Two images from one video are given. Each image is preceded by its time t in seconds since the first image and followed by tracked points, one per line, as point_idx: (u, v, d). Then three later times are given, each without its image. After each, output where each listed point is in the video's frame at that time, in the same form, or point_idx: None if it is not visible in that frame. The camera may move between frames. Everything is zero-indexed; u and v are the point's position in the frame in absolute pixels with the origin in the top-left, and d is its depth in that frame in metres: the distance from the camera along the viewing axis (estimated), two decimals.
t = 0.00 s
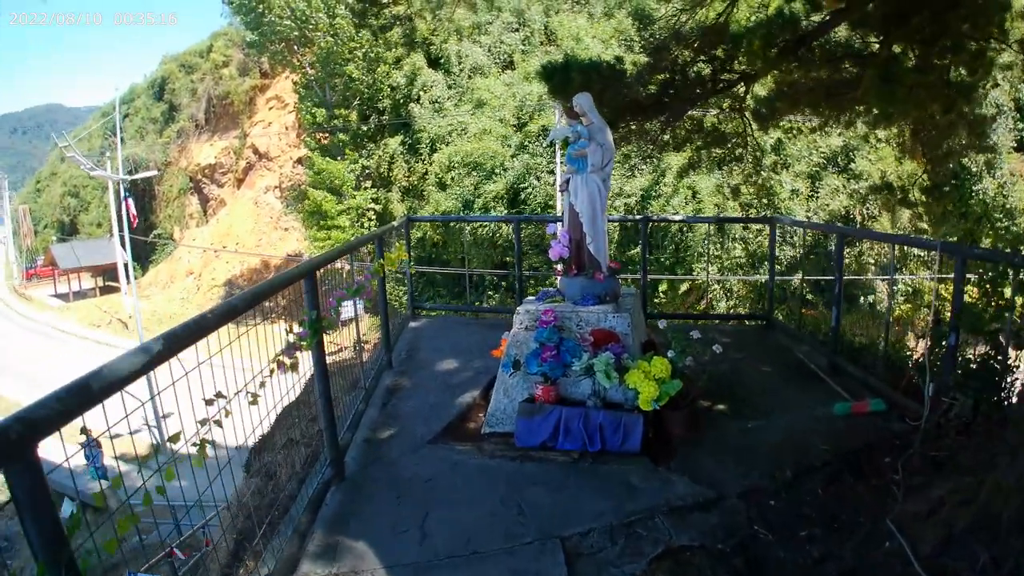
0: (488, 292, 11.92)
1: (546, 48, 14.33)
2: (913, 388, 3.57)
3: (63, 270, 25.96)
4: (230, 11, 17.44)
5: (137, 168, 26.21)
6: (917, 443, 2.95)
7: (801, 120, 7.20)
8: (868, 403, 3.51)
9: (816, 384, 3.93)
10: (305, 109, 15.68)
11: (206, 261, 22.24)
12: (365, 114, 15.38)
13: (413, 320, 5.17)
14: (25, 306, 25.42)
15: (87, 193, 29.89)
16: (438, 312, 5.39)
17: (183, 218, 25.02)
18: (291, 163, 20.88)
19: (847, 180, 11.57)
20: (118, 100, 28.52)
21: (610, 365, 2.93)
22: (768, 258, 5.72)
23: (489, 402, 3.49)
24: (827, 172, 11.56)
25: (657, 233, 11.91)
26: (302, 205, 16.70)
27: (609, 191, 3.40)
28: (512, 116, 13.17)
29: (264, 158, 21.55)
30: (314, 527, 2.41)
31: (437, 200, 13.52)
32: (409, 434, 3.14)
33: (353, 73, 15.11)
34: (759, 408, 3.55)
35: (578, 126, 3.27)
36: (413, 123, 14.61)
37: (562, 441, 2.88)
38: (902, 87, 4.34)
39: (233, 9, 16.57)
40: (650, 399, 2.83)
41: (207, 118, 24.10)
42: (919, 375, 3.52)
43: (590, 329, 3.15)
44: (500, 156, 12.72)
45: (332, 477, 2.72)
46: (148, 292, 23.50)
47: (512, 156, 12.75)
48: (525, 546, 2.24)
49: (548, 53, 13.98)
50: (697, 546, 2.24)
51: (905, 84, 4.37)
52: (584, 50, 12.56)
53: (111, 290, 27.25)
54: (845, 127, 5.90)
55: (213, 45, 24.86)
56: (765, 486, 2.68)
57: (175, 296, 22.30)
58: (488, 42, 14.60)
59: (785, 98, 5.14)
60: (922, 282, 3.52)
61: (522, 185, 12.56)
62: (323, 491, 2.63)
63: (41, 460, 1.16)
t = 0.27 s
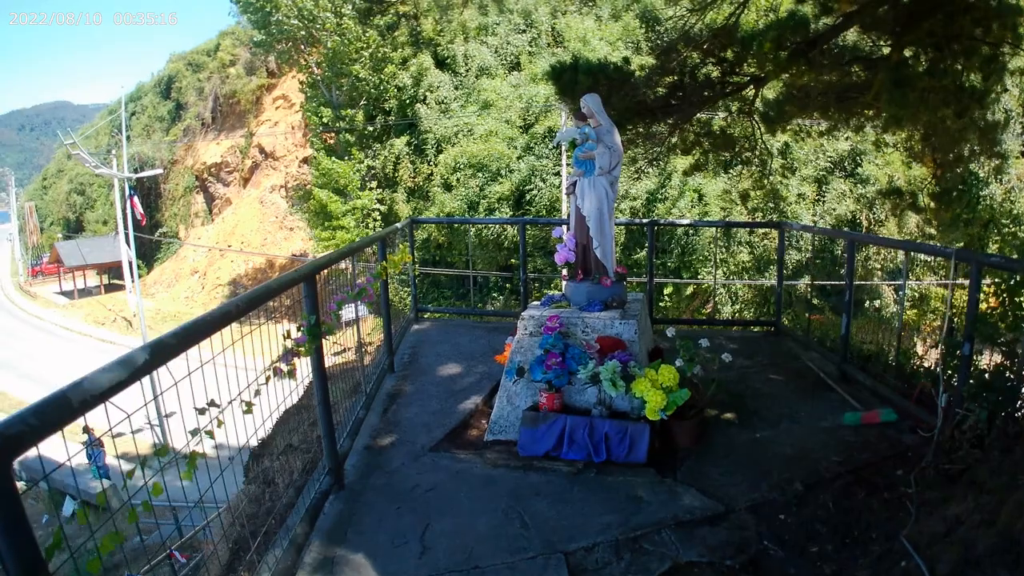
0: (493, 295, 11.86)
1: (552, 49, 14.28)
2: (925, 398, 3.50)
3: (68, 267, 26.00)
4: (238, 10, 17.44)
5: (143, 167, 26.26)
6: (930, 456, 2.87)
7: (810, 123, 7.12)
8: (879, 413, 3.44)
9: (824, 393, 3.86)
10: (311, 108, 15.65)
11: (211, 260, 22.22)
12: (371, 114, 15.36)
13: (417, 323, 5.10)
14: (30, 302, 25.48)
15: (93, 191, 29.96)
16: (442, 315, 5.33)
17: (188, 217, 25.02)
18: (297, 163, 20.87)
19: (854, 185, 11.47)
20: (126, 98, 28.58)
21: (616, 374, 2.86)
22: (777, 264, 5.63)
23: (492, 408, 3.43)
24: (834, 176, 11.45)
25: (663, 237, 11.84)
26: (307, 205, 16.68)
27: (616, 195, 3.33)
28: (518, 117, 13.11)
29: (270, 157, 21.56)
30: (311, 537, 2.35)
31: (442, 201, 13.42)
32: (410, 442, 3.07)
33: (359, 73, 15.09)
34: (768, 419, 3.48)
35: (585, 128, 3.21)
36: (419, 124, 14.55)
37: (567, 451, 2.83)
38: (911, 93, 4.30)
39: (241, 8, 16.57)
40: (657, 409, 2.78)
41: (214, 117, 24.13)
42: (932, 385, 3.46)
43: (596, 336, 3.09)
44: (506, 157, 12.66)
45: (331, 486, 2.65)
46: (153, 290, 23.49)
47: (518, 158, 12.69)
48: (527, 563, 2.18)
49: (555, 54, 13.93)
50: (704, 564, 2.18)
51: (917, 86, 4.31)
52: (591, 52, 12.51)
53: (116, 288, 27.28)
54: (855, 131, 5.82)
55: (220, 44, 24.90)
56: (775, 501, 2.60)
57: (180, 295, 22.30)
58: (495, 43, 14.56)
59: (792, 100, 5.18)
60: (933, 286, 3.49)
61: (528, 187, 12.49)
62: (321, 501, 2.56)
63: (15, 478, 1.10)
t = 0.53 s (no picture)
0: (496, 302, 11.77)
1: (553, 56, 14.25)
2: (939, 403, 3.40)
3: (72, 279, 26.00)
4: (238, 21, 17.48)
5: (146, 179, 26.31)
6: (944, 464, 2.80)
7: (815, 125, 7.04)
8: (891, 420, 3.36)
9: (832, 400, 3.78)
10: (313, 118, 15.65)
11: (214, 271, 22.22)
12: (372, 123, 15.36)
13: (419, 333, 5.03)
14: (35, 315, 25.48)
15: (97, 204, 30.03)
16: (445, 326, 5.24)
17: (191, 228, 25.04)
18: (300, 173, 20.88)
19: (857, 187, 11.37)
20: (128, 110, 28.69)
21: (622, 387, 2.81)
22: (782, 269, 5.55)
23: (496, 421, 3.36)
24: (837, 178, 11.36)
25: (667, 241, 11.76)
26: (310, 215, 16.65)
27: (620, 202, 3.28)
28: (520, 124, 13.07)
29: (273, 168, 21.57)
30: (310, 559, 2.28)
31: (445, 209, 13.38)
32: (412, 457, 3.01)
33: (360, 82, 15.10)
34: (777, 428, 3.41)
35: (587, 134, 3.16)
36: (420, 132, 14.53)
37: (573, 466, 2.79)
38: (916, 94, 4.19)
39: (241, 19, 16.60)
40: (665, 422, 2.72)
41: (217, 129, 24.19)
42: (945, 390, 3.36)
43: (602, 347, 3.03)
44: (508, 164, 12.62)
45: (331, 504, 2.59)
46: (157, 302, 23.47)
47: (520, 165, 12.65)
48: None
49: (556, 61, 13.90)
50: None
51: (922, 87, 4.23)
52: (592, 57, 12.49)
53: (120, 300, 27.28)
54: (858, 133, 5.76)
55: (221, 56, 24.98)
56: (788, 516, 2.53)
57: (184, 306, 22.26)
58: (496, 50, 14.55)
59: (797, 103, 5.13)
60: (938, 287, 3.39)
61: (530, 194, 12.44)
62: (321, 522, 2.49)
63: None
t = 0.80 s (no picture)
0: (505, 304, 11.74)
1: (559, 56, 14.19)
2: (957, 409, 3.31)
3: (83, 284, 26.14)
4: (243, 26, 17.51)
5: (154, 183, 26.42)
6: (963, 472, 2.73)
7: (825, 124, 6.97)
8: (908, 427, 3.28)
9: (847, 404, 3.71)
10: (320, 121, 15.65)
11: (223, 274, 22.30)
12: (379, 126, 15.36)
13: (427, 338, 4.97)
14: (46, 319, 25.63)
15: (106, 208, 30.19)
16: (455, 330, 5.16)
17: (200, 232, 25.12)
18: (307, 175, 20.92)
19: (866, 184, 11.25)
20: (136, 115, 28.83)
21: (634, 396, 2.77)
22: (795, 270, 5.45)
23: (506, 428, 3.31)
24: (846, 176, 11.26)
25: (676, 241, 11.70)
26: (318, 218, 16.67)
27: (629, 205, 3.23)
28: (526, 125, 13.01)
29: (280, 171, 21.62)
30: (316, 574, 2.24)
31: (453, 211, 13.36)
32: (421, 466, 2.96)
33: (366, 84, 15.10)
34: (792, 434, 3.34)
35: (594, 136, 3.10)
36: (427, 134, 14.51)
37: (585, 477, 2.75)
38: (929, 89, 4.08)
39: (246, 24, 16.61)
40: (678, 431, 2.69)
41: (224, 132, 24.26)
42: (964, 395, 3.27)
43: (612, 354, 2.99)
44: (515, 165, 12.59)
45: (338, 518, 2.54)
46: (167, 305, 23.52)
47: (527, 166, 12.62)
48: None
49: (561, 61, 13.85)
50: None
51: (931, 84, 4.11)
52: (597, 58, 12.44)
53: (130, 304, 27.41)
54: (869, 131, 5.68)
55: (227, 60, 25.06)
56: (805, 527, 2.47)
57: (194, 309, 22.31)
58: (501, 51, 14.53)
59: (805, 100, 4.98)
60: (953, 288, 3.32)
61: (537, 195, 12.42)
62: (330, 534, 2.46)
63: None
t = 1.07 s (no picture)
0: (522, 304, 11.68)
1: (577, 55, 14.10)
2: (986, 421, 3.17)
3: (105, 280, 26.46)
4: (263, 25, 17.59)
5: (174, 181, 26.67)
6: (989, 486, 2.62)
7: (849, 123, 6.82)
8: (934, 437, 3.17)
9: (871, 413, 3.60)
10: (339, 120, 15.67)
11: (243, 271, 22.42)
12: (397, 125, 15.35)
13: (443, 339, 4.89)
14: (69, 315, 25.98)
15: (128, 206, 30.54)
16: (470, 331, 5.06)
17: (220, 229, 25.32)
18: (326, 174, 20.99)
19: (888, 184, 11.01)
20: (157, 114, 29.13)
21: (654, 405, 2.71)
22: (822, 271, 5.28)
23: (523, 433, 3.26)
24: (867, 176, 11.03)
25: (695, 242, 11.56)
26: (336, 216, 16.73)
27: (649, 209, 3.16)
28: (545, 124, 12.94)
29: (299, 169, 21.73)
30: None
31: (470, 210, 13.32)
32: (435, 472, 2.92)
33: (384, 83, 15.08)
34: (815, 443, 3.25)
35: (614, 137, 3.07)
36: (446, 133, 14.48)
37: (602, 487, 2.71)
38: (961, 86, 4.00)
39: (265, 23, 16.66)
40: (699, 441, 2.64)
41: (244, 131, 24.43)
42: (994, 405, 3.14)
43: (632, 361, 2.93)
44: (533, 164, 12.52)
45: (349, 525, 2.48)
46: (187, 302, 23.68)
47: (545, 165, 12.55)
48: None
49: (579, 60, 13.76)
50: None
51: (958, 83, 4.01)
52: (616, 56, 12.32)
53: (151, 300, 27.71)
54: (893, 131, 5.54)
55: (247, 59, 25.24)
56: (828, 544, 2.39)
57: (213, 306, 22.43)
58: (519, 50, 14.46)
59: (827, 100, 4.92)
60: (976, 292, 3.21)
61: (556, 194, 12.38)
62: (342, 542, 2.41)
63: None
